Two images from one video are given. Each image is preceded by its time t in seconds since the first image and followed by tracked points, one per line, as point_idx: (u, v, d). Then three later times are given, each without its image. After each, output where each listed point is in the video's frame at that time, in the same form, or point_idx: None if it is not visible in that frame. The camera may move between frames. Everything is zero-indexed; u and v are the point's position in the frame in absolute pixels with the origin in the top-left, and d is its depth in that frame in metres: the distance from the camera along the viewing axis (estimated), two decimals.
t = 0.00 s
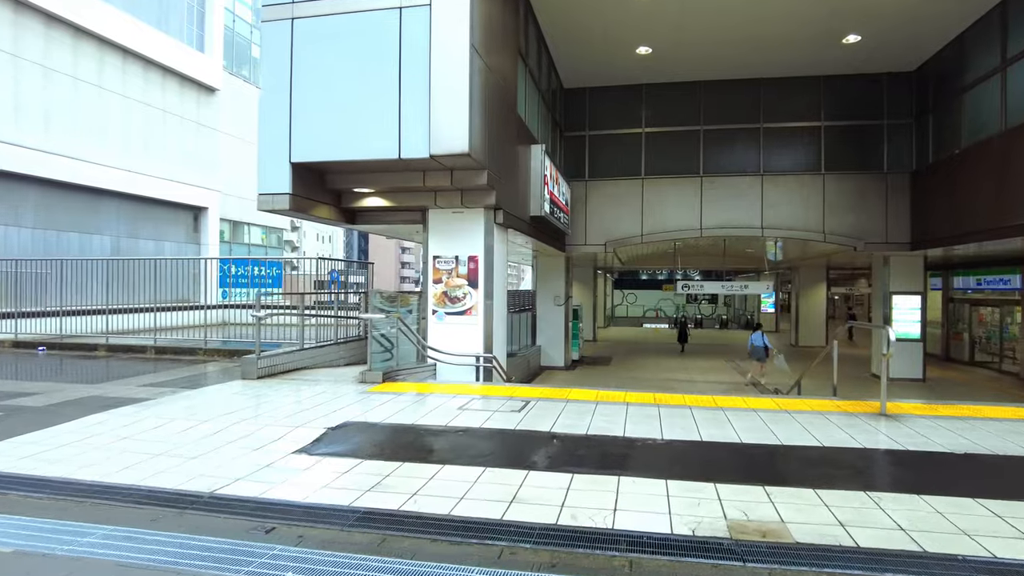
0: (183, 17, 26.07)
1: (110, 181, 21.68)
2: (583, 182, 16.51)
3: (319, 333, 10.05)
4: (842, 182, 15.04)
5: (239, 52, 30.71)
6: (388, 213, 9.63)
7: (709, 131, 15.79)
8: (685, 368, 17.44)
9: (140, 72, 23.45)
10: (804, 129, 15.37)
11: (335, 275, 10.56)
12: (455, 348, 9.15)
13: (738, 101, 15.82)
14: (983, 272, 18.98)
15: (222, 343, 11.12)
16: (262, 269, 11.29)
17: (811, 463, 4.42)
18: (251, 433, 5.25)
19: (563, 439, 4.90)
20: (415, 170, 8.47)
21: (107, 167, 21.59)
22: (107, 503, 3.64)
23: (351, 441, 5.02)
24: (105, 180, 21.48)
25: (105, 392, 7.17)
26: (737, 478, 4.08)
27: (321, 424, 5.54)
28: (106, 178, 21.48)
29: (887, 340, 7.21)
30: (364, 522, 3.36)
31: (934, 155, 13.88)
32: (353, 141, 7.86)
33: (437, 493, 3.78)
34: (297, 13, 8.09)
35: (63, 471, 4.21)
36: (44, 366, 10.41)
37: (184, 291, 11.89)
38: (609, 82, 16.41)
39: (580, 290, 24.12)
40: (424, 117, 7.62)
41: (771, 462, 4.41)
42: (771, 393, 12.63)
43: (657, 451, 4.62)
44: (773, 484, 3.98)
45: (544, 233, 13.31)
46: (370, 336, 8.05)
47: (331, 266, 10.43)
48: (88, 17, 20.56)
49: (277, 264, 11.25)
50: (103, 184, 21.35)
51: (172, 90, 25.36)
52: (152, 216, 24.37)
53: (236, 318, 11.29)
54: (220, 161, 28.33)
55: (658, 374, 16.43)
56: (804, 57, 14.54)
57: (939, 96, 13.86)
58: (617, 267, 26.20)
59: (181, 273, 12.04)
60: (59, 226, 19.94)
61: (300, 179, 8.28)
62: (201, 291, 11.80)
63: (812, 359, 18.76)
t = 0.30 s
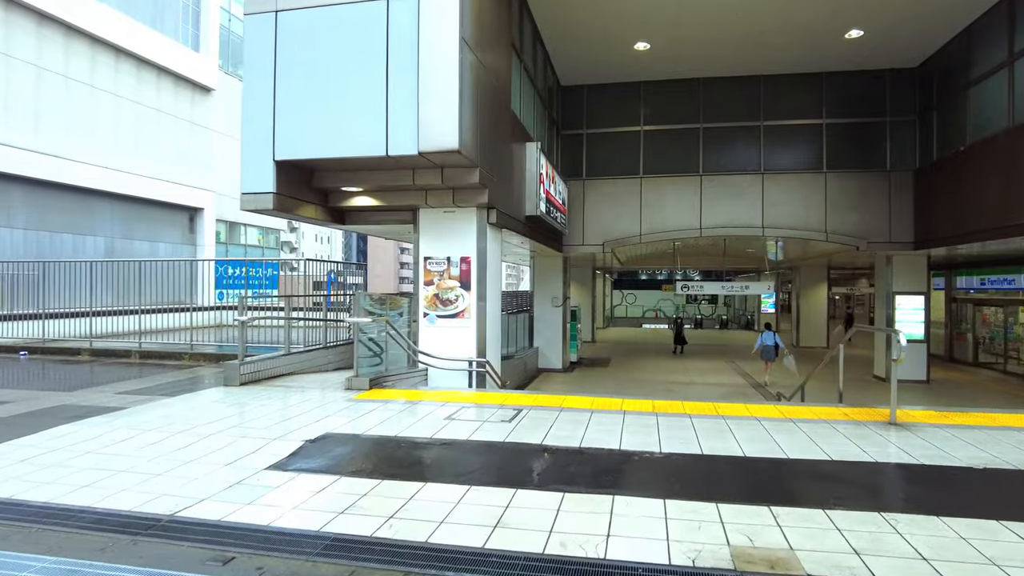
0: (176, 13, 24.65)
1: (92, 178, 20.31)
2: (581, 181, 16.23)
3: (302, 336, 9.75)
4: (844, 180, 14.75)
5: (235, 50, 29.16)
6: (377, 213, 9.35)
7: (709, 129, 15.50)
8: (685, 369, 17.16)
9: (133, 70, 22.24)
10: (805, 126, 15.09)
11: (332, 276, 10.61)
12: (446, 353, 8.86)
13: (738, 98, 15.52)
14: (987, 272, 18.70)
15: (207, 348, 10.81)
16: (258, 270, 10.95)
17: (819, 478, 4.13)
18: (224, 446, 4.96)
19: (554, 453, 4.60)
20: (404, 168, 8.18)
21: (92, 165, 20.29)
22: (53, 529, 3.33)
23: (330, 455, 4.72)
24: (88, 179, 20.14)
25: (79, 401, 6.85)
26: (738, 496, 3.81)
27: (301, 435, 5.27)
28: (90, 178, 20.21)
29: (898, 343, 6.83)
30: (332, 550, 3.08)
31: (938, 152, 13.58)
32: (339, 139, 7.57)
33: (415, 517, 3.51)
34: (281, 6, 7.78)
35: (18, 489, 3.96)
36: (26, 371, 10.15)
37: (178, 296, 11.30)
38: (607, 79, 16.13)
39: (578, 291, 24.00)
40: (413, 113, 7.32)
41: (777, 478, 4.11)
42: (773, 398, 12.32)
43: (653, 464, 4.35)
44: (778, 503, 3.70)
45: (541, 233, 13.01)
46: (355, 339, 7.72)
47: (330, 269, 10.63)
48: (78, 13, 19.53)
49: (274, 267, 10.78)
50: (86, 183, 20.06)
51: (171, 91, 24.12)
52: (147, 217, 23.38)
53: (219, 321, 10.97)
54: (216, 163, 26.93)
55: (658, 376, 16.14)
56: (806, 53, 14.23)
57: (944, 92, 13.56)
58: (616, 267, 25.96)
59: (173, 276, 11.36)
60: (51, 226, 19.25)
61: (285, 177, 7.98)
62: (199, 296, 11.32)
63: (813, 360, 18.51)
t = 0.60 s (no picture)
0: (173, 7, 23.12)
1: (88, 179, 19.01)
2: (579, 178, 15.94)
3: (288, 335, 9.44)
4: (848, 176, 14.47)
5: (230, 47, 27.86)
6: (368, 207, 9.08)
7: (711, 125, 15.20)
8: (685, 369, 16.88)
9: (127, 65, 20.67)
10: (808, 122, 14.79)
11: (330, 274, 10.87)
12: (438, 352, 8.56)
13: (739, 93, 15.23)
14: (992, 271, 18.44)
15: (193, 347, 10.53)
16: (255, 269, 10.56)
17: (829, 485, 3.85)
18: (197, 449, 4.66)
19: (548, 458, 4.30)
20: (396, 160, 7.89)
21: (87, 165, 18.96)
22: None
23: (307, 460, 4.43)
24: (83, 178, 18.81)
25: (52, 402, 6.54)
26: (745, 506, 3.52)
27: (280, 437, 4.99)
28: (84, 177, 18.82)
29: (911, 342, 6.50)
30: (300, 567, 2.81)
31: (943, 148, 13.30)
32: (328, 130, 7.27)
33: (394, 529, 3.23)
34: None
35: None
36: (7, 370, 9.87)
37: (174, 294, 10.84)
38: (606, 74, 15.83)
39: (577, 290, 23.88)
40: (405, 102, 7.01)
41: (787, 486, 3.82)
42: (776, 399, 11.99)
43: (653, 471, 4.06)
44: (788, 514, 3.41)
45: (539, 229, 12.73)
46: (344, 339, 7.39)
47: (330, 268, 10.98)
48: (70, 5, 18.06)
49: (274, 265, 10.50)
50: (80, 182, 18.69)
51: (170, 89, 22.92)
52: (144, 216, 21.89)
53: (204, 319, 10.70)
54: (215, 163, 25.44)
55: (658, 376, 15.85)
56: (809, 47, 13.92)
57: (950, 86, 13.25)
58: (615, 266, 25.66)
59: (161, 273, 10.92)
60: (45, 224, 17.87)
61: (272, 169, 7.70)
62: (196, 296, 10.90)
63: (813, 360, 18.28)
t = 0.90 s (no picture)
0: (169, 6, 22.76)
1: (82, 177, 18.65)
2: (578, 176, 15.63)
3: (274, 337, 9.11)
4: (852, 175, 14.16)
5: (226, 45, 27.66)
6: (356, 205, 8.77)
7: (711, 122, 14.92)
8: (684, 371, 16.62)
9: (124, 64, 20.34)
10: (810, 119, 14.50)
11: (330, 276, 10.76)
12: (430, 356, 8.26)
13: (740, 89, 14.94)
14: (996, 271, 18.17)
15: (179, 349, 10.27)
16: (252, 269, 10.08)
17: (844, 505, 3.54)
18: (166, 462, 4.34)
19: (540, 475, 3.98)
20: (385, 156, 7.59)
21: (80, 164, 18.57)
22: None
23: (282, 475, 4.12)
24: (76, 176, 18.44)
25: (22, 408, 6.24)
26: (755, 530, 3.21)
27: (256, 448, 4.67)
28: (77, 176, 18.43)
29: (927, 348, 6.15)
30: None
31: (949, 146, 13.00)
32: (313, 125, 6.98)
33: (366, 558, 2.92)
34: None
35: None
36: None
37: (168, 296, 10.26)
38: (604, 70, 15.53)
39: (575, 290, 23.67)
40: (392, 95, 6.72)
41: (800, 508, 3.50)
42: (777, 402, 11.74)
43: (654, 489, 3.74)
44: (802, 541, 3.10)
45: (536, 229, 12.43)
46: (330, 343, 7.06)
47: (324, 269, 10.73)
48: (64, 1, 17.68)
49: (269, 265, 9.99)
50: (73, 180, 18.30)
51: (168, 89, 22.58)
52: (139, 214, 21.48)
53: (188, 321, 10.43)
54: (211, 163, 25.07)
55: (658, 377, 15.57)
56: (812, 42, 13.62)
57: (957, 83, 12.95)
58: (613, 266, 25.36)
59: (146, 272, 10.48)
60: (38, 224, 17.40)
61: (256, 165, 7.40)
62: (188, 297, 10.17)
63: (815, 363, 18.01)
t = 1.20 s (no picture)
0: (164, 4, 22.32)
1: (76, 176, 18.09)
2: (573, 172, 15.33)
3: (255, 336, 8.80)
4: (852, 171, 13.87)
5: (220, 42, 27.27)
6: (341, 200, 8.50)
7: (709, 118, 14.64)
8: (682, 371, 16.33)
9: (120, 63, 19.87)
10: (809, 114, 14.22)
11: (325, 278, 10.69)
12: (417, 355, 7.97)
13: (738, 83, 14.66)
14: (997, 269, 17.91)
15: (159, 349, 9.98)
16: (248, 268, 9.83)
17: (847, 515, 3.27)
18: (124, 468, 4.04)
19: (522, 483, 3.69)
20: (369, 149, 7.29)
21: (74, 163, 18.04)
22: None
23: (244, 483, 3.83)
24: (68, 174, 17.84)
25: None
26: (752, 544, 2.94)
27: (222, 453, 4.39)
28: (70, 174, 17.84)
29: (934, 345, 5.82)
30: None
31: (952, 141, 12.74)
32: (293, 116, 6.69)
33: None
34: None
35: None
36: None
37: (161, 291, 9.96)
38: (600, 64, 15.24)
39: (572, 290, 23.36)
40: (375, 84, 6.43)
41: (802, 519, 3.21)
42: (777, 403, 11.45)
43: (644, 498, 3.47)
44: (804, 556, 2.82)
45: (530, 225, 12.14)
46: (308, 340, 6.73)
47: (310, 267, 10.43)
48: None
49: (263, 264, 9.75)
50: (67, 179, 17.73)
51: (168, 90, 22.13)
52: (133, 213, 20.60)
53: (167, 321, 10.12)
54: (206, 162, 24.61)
55: (656, 377, 15.26)
56: (812, 36, 13.34)
57: (960, 76, 12.68)
58: (611, 265, 25.06)
59: (125, 270, 10.17)
60: (30, 223, 16.74)
61: (234, 157, 7.11)
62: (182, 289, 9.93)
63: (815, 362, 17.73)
